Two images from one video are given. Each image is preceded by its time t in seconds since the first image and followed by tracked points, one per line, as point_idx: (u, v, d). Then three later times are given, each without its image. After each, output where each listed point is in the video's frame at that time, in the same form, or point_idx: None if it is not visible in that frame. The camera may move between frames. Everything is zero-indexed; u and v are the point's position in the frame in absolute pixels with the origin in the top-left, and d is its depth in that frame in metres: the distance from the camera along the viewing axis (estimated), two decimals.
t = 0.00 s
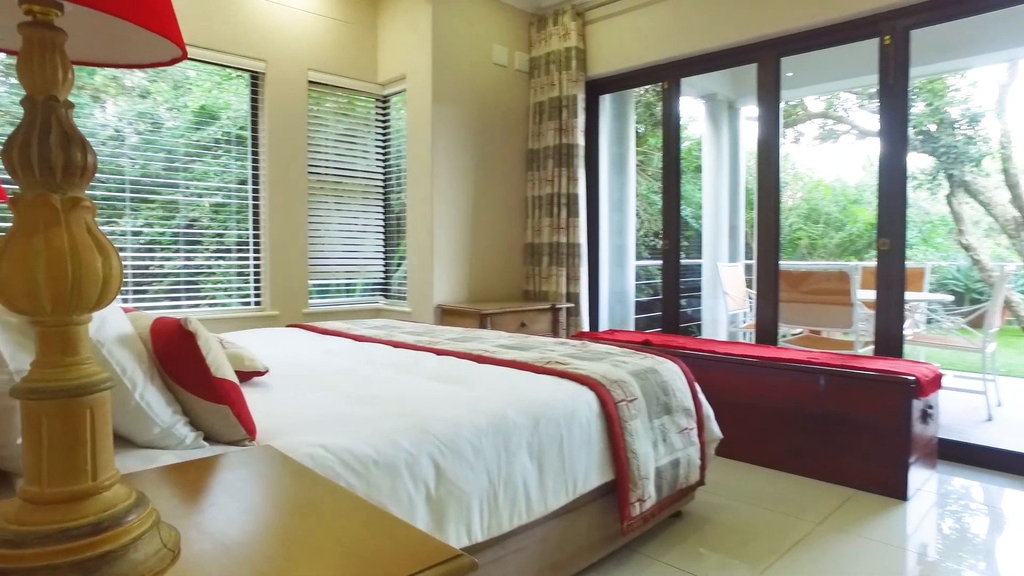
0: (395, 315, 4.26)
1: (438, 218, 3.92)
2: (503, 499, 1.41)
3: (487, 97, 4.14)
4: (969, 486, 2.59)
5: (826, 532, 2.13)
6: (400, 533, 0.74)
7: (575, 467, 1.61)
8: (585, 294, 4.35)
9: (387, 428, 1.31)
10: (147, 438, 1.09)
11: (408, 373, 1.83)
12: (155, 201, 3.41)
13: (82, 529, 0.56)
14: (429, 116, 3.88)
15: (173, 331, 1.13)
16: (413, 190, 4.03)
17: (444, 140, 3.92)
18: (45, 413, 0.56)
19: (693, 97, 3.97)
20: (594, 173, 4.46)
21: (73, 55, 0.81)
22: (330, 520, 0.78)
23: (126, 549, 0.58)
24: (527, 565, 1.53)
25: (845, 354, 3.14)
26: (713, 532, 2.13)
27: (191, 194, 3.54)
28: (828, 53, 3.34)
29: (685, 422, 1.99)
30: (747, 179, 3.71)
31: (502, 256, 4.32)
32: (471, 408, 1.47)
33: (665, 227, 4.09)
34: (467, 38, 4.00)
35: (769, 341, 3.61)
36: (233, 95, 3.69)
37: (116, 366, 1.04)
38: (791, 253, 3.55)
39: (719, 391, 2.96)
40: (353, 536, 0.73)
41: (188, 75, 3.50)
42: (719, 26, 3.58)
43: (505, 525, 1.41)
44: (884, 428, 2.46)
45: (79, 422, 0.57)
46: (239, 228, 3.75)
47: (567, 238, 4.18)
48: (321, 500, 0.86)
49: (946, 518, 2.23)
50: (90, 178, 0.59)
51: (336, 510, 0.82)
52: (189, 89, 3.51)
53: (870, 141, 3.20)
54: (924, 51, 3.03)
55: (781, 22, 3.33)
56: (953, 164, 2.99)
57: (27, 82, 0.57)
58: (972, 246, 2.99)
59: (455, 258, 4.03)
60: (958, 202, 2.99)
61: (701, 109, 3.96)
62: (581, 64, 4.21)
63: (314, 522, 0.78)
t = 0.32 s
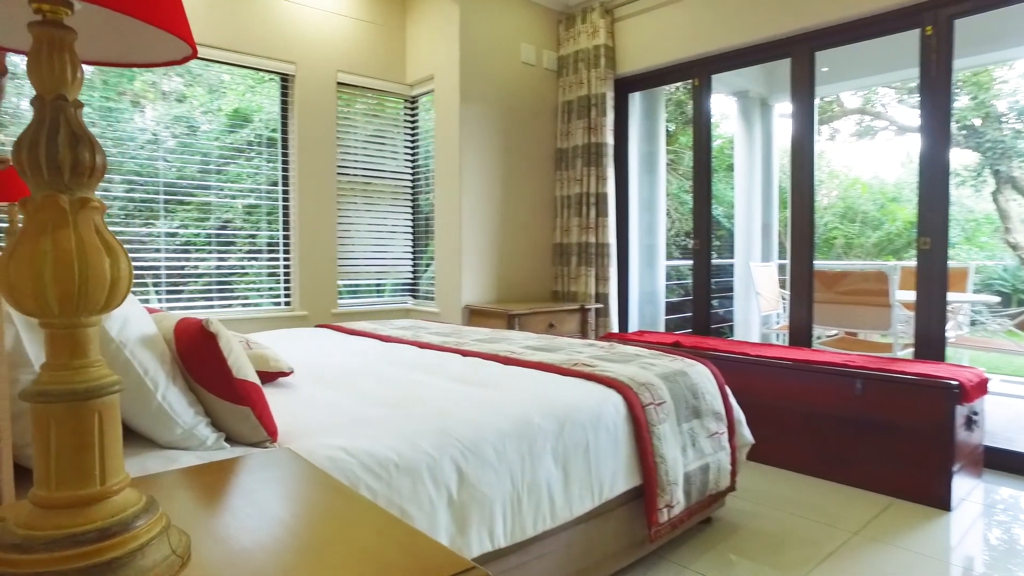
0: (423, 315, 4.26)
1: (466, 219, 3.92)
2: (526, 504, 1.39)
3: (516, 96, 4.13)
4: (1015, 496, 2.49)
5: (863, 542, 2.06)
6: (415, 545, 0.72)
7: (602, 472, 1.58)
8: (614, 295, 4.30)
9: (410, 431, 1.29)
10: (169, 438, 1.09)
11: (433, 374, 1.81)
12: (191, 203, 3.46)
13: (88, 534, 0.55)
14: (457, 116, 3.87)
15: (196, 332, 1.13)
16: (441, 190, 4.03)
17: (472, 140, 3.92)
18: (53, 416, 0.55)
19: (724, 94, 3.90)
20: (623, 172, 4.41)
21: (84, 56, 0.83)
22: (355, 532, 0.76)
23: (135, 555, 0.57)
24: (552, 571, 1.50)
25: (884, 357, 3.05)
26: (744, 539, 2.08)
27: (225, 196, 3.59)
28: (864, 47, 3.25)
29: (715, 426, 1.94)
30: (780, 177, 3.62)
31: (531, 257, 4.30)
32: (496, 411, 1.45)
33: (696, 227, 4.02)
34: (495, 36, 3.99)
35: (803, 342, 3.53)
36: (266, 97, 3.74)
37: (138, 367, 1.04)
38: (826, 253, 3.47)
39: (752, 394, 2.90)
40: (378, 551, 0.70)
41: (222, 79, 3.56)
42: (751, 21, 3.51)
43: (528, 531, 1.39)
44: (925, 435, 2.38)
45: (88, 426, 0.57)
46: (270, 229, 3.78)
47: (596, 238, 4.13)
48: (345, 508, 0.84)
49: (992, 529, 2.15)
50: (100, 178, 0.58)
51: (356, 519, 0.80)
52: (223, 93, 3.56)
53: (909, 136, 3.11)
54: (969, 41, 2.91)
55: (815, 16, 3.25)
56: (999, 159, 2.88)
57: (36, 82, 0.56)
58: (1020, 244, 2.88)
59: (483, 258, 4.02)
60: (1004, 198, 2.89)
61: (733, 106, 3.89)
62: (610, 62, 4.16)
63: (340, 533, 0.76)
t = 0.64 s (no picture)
0: (451, 316, 4.26)
1: (494, 219, 3.90)
2: (551, 510, 1.36)
3: (544, 95, 4.10)
4: None
5: (902, 553, 1.99)
6: (430, 561, 0.71)
7: (628, 478, 1.55)
8: (644, 295, 4.24)
9: (433, 434, 1.28)
10: (191, 440, 1.10)
11: (458, 376, 1.80)
12: (225, 204, 3.52)
13: (97, 541, 0.54)
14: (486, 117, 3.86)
15: (218, 333, 1.14)
16: (469, 191, 4.02)
17: (500, 140, 3.90)
18: (63, 421, 0.55)
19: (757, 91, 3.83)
20: (653, 171, 4.36)
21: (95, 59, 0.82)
22: (377, 545, 0.74)
23: (145, 561, 0.56)
24: None
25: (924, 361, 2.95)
26: (777, 548, 2.02)
27: (257, 197, 3.63)
28: (903, 40, 3.15)
29: (746, 431, 1.89)
30: (815, 176, 3.54)
31: (559, 257, 4.27)
32: (520, 415, 1.43)
33: (727, 227, 3.94)
34: (523, 36, 3.97)
35: (838, 345, 3.43)
36: (297, 100, 3.78)
37: (161, 370, 1.05)
38: (862, 253, 3.37)
39: (786, 397, 2.84)
40: (400, 569, 0.68)
41: (255, 82, 3.61)
42: (784, 15, 3.43)
43: (553, 537, 1.36)
44: (968, 442, 2.29)
45: (98, 432, 0.56)
46: (301, 230, 3.82)
47: (625, 238, 4.08)
48: (368, 518, 0.82)
49: None
50: (110, 181, 0.58)
51: (374, 529, 0.79)
52: (256, 96, 3.61)
53: (950, 133, 3.01)
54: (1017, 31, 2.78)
55: (851, 8, 3.15)
56: None
57: (46, 84, 0.55)
58: None
59: (511, 260, 4.00)
60: None
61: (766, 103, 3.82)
62: (639, 60, 4.10)
63: (360, 546, 0.74)
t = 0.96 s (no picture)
0: (477, 317, 4.24)
1: (520, 220, 3.88)
2: (573, 518, 1.34)
3: (571, 95, 4.07)
4: None
5: (939, 567, 1.93)
6: None
7: (653, 485, 1.52)
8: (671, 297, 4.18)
9: (453, 441, 1.26)
10: (210, 444, 1.10)
11: (481, 380, 1.79)
12: (255, 207, 3.55)
13: (100, 555, 0.53)
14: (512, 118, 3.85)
15: (237, 338, 1.13)
16: (495, 192, 4.01)
17: (526, 140, 3.88)
18: (67, 431, 0.54)
19: (788, 89, 3.76)
20: (682, 172, 4.31)
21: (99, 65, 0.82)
22: (391, 560, 0.73)
23: None
24: None
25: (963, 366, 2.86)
26: (808, 559, 1.97)
27: (286, 199, 3.66)
28: (941, 33, 3.05)
29: (776, 438, 1.85)
30: (849, 174, 3.45)
31: (586, 258, 4.23)
32: (542, 421, 1.40)
33: (757, 227, 3.88)
34: (549, 35, 3.95)
35: (873, 348, 3.32)
36: (325, 103, 3.81)
37: (179, 374, 1.05)
38: (898, 253, 3.26)
39: (818, 402, 2.78)
40: None
41: (286, 85, 3.65)
42: (816, 10, 3.35)
43: (574, 546, 1.34)
44: (1011, 453, 2.20)
45: (102, 443, 0.55)
46: (328, 232, 3.84)
47: (652, 238, 4.03)
48: (385, 531, 0.81)
49: None
50: (117, 189, 0.57)
51: (387, 543, 0.77)
52: (286, 99, 3.65)
53: (991, 129, 2.91)
54: None
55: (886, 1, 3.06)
56: None
57: (52, 90, 0.55)
58: None
59: (537, 263, 3.97)
60: None
61: (798, 101, 3.75)
62: (667, 58, 4.05)
63: (372, 561, 0.72)
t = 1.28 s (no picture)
0: (498, 318, 4.23)
1: (541, 221, 3.86)
2: (590, 525, 1.31)
3: (593, 94, 4.04)
4: None
5: None
6: None
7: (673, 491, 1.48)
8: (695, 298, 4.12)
9: (468, 445, 1.24)
10: (222, 447, 1.09)
11: (499, 382, 1.77)
12: (279, 208, 3.57)
13: (92, 565, 0.52)
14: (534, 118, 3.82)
15: (249, 340, 1.13)
16: (517, 193, 3.99)
17: (547, 140, 3.85)
18: (61, 437, 0.53)
19: (816, 85, 3.67)
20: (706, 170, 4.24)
21: (99, 65, 0.82)
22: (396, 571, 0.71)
23: None
24: None
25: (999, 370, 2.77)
26: (835, 568, 1.92)
27: (309, 199, 3.68)
28: (975, 26, 2.96)
29: (801, 444, 1.80)
30: (878, 172, 3.36)
31: (608, 258, 4.19)
32: (559, 425, 1.38)
33: (783, 226, 3.81)
34: (571, 34, 3.91)
35: (904, 351, 3.23)
36: (348, 104, 3.82)
37: (191, 376, 1.05)
38: (931, 253, 3.16)
39: (847, 406, 2.72)
40: None
41: (310, 87, 3.68)
42: (845, 5, 3.28)
43: (591, 553, 1.31)
44: None
45: (96, 450, 0.54)
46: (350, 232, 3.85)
47: (675, 238, 3.97)
48: (393, 540, 0.79)
49: None
50: (114, 192, 0.56)
51: (394, 553, 0.75)
52: (310, 101, 3.67)
53: None
54: None
55: None
56: None
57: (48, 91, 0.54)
58: None
59: (558, 263, 3.94)
60: None
61: (826, 97, 3.65)
62: (691, 55, 3.99)
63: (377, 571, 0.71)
